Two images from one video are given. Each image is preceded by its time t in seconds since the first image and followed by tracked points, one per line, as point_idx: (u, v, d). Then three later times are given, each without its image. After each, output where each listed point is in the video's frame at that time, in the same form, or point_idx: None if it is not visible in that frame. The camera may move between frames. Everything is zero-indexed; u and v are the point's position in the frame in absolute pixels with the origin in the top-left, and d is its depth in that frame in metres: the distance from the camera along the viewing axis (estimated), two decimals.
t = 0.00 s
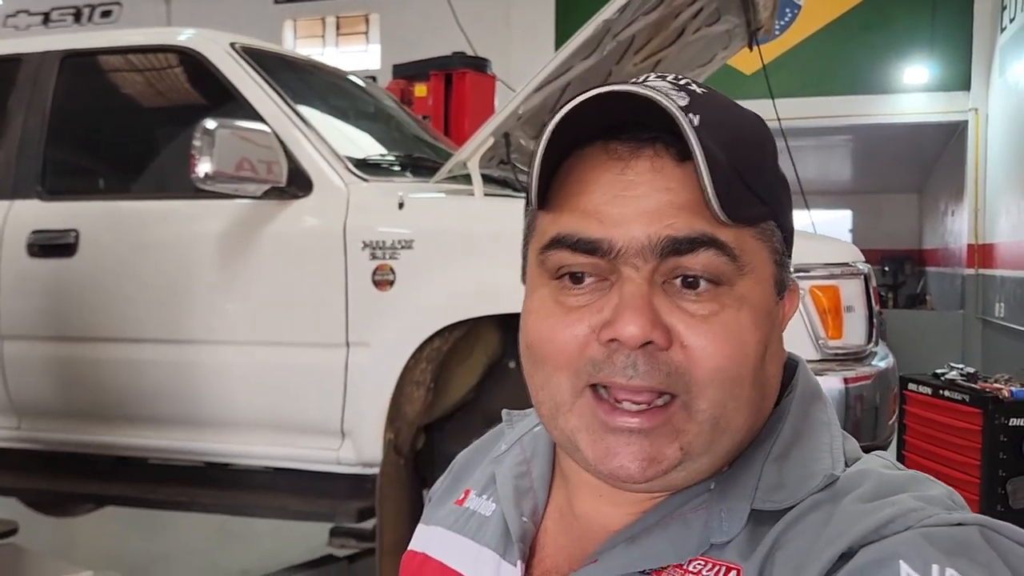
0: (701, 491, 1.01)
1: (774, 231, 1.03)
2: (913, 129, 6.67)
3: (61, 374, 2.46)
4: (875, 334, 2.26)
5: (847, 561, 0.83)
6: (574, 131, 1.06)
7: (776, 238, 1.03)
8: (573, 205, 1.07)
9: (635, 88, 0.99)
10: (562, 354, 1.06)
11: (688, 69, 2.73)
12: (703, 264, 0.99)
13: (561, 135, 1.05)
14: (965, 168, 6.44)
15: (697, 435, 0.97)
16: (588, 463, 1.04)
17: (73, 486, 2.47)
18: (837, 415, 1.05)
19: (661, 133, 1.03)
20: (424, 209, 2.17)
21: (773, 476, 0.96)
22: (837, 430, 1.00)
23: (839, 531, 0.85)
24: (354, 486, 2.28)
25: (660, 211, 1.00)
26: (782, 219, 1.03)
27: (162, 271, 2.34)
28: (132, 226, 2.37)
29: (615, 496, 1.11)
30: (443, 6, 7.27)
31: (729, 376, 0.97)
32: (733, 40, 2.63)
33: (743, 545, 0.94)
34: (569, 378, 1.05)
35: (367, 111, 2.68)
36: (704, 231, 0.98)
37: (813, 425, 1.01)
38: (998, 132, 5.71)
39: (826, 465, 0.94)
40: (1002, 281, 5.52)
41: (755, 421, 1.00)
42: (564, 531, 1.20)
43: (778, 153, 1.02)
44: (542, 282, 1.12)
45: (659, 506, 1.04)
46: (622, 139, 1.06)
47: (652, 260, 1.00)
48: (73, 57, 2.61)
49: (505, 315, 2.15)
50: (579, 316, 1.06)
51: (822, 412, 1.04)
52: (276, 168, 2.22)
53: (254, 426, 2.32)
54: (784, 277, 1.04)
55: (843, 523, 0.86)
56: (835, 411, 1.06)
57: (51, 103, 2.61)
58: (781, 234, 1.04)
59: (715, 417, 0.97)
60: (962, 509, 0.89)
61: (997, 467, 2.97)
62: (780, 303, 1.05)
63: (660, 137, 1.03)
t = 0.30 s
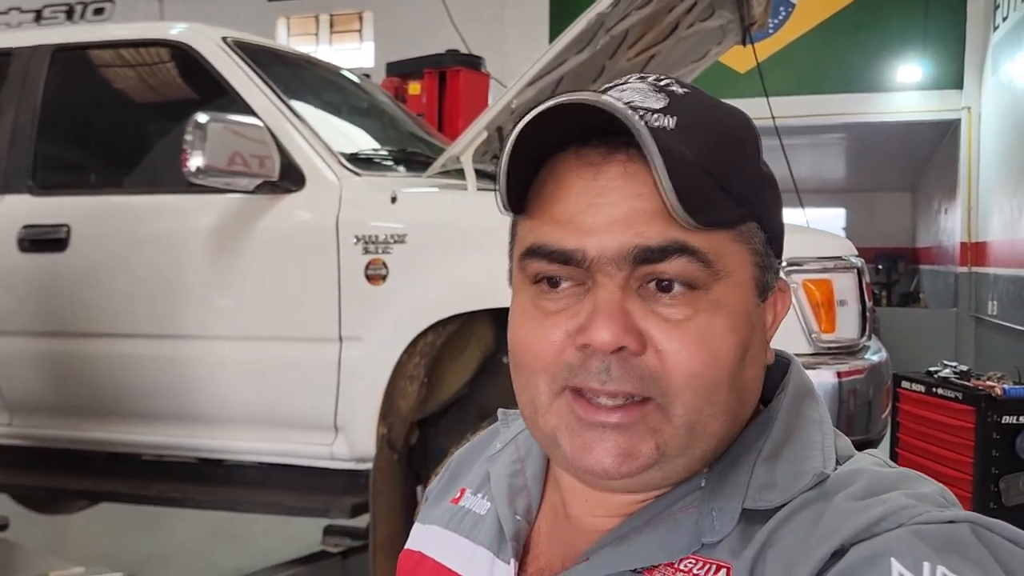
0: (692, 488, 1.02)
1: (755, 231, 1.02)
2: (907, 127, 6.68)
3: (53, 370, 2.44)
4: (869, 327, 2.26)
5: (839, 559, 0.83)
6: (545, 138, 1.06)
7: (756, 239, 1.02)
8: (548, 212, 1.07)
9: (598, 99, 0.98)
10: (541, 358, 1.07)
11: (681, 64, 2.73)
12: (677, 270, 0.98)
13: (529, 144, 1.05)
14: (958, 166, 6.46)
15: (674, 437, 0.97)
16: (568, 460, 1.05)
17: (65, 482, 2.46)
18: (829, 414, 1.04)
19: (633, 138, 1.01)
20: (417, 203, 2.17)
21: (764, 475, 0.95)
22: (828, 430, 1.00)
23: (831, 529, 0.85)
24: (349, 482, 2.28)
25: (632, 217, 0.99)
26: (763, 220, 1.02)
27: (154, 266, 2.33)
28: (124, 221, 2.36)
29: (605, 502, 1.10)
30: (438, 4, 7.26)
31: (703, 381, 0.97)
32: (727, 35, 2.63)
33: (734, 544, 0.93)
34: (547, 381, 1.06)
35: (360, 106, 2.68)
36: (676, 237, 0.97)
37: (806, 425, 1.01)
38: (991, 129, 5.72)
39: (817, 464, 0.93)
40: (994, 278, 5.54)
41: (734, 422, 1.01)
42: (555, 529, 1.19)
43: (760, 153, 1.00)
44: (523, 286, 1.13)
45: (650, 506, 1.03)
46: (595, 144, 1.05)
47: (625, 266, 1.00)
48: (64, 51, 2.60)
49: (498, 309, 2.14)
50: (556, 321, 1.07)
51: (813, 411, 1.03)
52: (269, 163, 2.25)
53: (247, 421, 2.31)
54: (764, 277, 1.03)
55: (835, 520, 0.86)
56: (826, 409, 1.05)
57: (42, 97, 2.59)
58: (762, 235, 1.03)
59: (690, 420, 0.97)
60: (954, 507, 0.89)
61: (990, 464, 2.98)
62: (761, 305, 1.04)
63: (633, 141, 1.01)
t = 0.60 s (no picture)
0: (696, 486, 1.01)
1: (712, 205, 0.97)
2: (897, 126, 6.71)
3: (44, 367, 2.43)
4: (861, 322, 2.27)
5: (845, 560, 0.83)
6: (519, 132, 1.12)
7: (713, 212, 0.97)
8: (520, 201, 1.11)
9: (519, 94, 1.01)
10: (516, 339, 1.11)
11: (673, 61, 2.74)
12: (619, 245, 0.98)
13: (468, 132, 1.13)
14: (948, 164, 6.49)
15: (622, 407, 0.97)
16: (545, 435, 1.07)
17: (57, 480, 2.45)
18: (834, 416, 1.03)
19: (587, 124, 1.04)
20: (410, 198, 2.16)
21: (767, 473, 0.95)
22: (834, 431, 0.99)
23: (837, 530, 0.85)
24: (344, 478, 2.28)
25: (578, 196, 1.00)
26: (722, 190, 0.96)
27: (145, 263, 2.32)
28: (115, 217, 2.35)
29: (613, 489, 1.09)
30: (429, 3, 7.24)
31: (642, 349, 0.95)
32: (719, 32, 2.64)
33: (738, 542, 0.92)
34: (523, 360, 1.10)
35: (353, 102, 2.67)
36: (614, 211, 0.98)
37: (810, 425, 1.00)
38: (981, 127, 5.75)
39: (821, 463, 0.93)
40: (985, 277, 5.57)
41: (695, 397, 0.98)
42: (559, 527, 1.18)
43: (712, 121, 0.95)
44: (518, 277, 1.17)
45: (654, 504, 1.03)
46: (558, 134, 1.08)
47: (575, 244, 1.01)
48: (54, 47, 2.58)
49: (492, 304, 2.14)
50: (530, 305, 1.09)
51: (818, 411, 1.03)
52: (262, 158, 2.18)
53: (240, 417, 2.30)
54: (727, 251, 0.98)
55: (840, 521, 0.86)
56: (831, 410, 1.05)
57: (32, 94, 2.58)
58: (726, 207, 0.98)
59: (635, 389, 0.96)
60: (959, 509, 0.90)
61: (980, 462, 2.99)
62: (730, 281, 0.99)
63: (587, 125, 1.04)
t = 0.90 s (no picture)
0: (706, 491, 1.00)
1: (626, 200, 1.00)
2: (887, 125, 6.74)
3: (36, 367, 2.42)
4: (856, 318, 2.28)
5: (860, 569, 0.83)
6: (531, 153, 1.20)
7: (627, 207, 1.00)
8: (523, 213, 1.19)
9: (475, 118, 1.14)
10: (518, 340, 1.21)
11: (666, 59, 2.74)
12: (545, 243, 1.05)
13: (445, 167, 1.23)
14: (938, 163, 6.52)
15: (542, 391, 1.06)
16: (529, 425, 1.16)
17: (50, 480, 2.44)
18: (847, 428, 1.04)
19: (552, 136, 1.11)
20: (405, 195, 2.15)
21: (781, 481, 0.95)
22: (849, 443, 0.99)
23: (852, 538, 0.85)
24: (337, 475, 2.27)
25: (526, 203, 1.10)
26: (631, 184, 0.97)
27: (138, 261, 2.31)
28: (108, 215, 2.34)
29: (623, 488, 1.11)
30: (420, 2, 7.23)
31: (547, 337, 1.03)
32: (712, 29, 2.64)
33: (751, 549, 0.92)
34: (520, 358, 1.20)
35: (346, 99, 2.66)
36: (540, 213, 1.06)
37: (824, 438, 1.00)
38: (971, 126, 5.78)
39: (836, 473, 0.93)
40: (974, 275, 5.59)
41: (610, 386, 1.01)
42: (573, 531, 1.17)
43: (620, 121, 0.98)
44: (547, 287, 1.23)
45: (665, 508, 1.03)
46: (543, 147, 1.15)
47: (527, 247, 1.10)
48: (45, 43, 2.57)
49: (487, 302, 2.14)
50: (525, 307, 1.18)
51: (832, 423, 1.03)
52: (255, 155, 2.12)
53: (234, 416, 2.29)
54: (642, 245, 0.99)
55: (855, 530, 0.86)
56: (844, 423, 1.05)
57: (23, 92, 2.57)
58: (643, 203, 0.99)
59: (548, 374, 1.04)
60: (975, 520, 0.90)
61: (971, 459, 3.00)
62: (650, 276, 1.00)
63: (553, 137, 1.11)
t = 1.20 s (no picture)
0: (716, 491, 1.01)
1: (632, 207, 0.99)
2: (880, 125, 6.77)
3: (31, 365, 2.41)
4: (851, 314, 2.29)
5: (870, 568, 0.84)
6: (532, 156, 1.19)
7: (633, 214, 0.99)
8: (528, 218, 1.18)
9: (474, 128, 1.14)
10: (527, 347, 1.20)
11: (661, 57, 2.74)
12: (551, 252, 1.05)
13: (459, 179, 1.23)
14: (930, 163, 6.55)
15: (553, 403, 1.06)
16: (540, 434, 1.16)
17: (46, 478, 2.43)
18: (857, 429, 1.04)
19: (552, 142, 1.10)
20: (401, 192, 2.16)
21: (791, 480, 0.95)
22: (860, 444, 1.00)
23: (863, 537, 0.85)
24: (334, 472, 2.26)
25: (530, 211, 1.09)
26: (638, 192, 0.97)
27: (135, 258, 2.30)
28: (104, 212, 2.33)
29: (630, 492, 1.12)
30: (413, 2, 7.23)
31: (557, 348, 1.03)
32: (707, 28, 2.65)
33: (760, 548, 0.93)
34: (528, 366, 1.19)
35: (341, 97, 2.66)
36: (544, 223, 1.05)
37: (833, 439, 1.00)
38: (962, 127, 5.80)
39: (846, 472, 0.94)
40: (966, 275, 5.62)
41: (622, 395, 1.01)
42: (581, 529, 1.18)
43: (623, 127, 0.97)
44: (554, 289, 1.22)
45: (675, 507, 1.03)
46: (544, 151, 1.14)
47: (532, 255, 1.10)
48: (40, 40, 2.56)
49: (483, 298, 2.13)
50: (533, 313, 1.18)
51: (843, 424, 1.03)
52: (251, 153, 2.11)
53: (231, 413, 2.29)
54: (648, 252, 0.98)
55: (865, 529, 0.86)
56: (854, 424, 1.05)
57: (17, 89, 2.56)
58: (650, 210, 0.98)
59: (559, 386, 1.04)
60: (988, 520, 0.89)
61: (964, 457, 3.02)
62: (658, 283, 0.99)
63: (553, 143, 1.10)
